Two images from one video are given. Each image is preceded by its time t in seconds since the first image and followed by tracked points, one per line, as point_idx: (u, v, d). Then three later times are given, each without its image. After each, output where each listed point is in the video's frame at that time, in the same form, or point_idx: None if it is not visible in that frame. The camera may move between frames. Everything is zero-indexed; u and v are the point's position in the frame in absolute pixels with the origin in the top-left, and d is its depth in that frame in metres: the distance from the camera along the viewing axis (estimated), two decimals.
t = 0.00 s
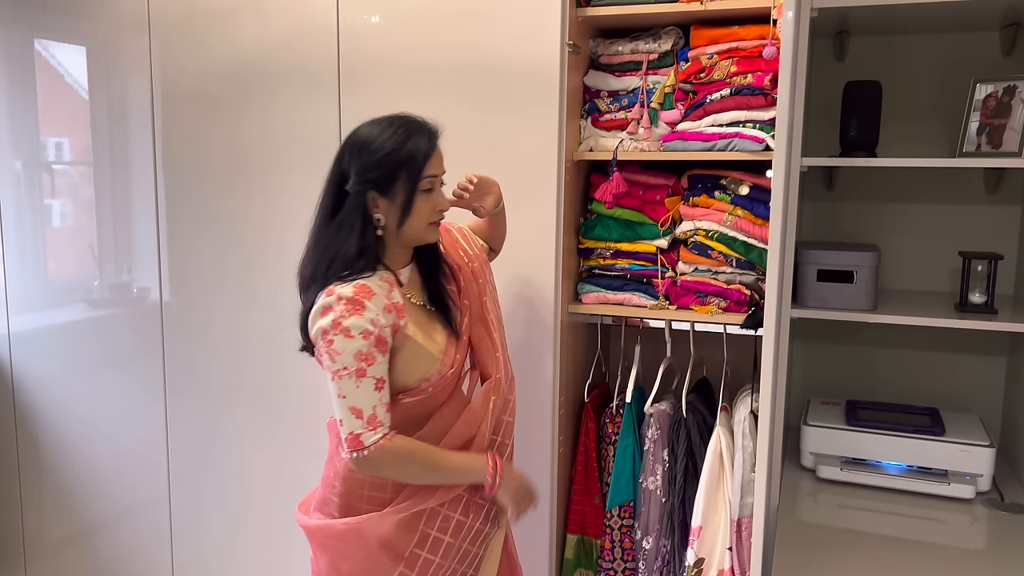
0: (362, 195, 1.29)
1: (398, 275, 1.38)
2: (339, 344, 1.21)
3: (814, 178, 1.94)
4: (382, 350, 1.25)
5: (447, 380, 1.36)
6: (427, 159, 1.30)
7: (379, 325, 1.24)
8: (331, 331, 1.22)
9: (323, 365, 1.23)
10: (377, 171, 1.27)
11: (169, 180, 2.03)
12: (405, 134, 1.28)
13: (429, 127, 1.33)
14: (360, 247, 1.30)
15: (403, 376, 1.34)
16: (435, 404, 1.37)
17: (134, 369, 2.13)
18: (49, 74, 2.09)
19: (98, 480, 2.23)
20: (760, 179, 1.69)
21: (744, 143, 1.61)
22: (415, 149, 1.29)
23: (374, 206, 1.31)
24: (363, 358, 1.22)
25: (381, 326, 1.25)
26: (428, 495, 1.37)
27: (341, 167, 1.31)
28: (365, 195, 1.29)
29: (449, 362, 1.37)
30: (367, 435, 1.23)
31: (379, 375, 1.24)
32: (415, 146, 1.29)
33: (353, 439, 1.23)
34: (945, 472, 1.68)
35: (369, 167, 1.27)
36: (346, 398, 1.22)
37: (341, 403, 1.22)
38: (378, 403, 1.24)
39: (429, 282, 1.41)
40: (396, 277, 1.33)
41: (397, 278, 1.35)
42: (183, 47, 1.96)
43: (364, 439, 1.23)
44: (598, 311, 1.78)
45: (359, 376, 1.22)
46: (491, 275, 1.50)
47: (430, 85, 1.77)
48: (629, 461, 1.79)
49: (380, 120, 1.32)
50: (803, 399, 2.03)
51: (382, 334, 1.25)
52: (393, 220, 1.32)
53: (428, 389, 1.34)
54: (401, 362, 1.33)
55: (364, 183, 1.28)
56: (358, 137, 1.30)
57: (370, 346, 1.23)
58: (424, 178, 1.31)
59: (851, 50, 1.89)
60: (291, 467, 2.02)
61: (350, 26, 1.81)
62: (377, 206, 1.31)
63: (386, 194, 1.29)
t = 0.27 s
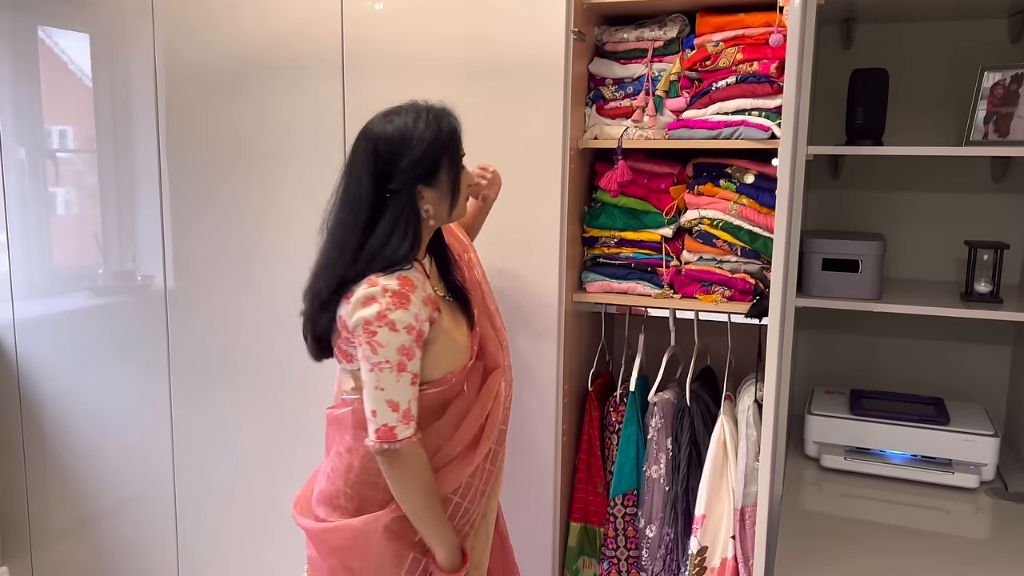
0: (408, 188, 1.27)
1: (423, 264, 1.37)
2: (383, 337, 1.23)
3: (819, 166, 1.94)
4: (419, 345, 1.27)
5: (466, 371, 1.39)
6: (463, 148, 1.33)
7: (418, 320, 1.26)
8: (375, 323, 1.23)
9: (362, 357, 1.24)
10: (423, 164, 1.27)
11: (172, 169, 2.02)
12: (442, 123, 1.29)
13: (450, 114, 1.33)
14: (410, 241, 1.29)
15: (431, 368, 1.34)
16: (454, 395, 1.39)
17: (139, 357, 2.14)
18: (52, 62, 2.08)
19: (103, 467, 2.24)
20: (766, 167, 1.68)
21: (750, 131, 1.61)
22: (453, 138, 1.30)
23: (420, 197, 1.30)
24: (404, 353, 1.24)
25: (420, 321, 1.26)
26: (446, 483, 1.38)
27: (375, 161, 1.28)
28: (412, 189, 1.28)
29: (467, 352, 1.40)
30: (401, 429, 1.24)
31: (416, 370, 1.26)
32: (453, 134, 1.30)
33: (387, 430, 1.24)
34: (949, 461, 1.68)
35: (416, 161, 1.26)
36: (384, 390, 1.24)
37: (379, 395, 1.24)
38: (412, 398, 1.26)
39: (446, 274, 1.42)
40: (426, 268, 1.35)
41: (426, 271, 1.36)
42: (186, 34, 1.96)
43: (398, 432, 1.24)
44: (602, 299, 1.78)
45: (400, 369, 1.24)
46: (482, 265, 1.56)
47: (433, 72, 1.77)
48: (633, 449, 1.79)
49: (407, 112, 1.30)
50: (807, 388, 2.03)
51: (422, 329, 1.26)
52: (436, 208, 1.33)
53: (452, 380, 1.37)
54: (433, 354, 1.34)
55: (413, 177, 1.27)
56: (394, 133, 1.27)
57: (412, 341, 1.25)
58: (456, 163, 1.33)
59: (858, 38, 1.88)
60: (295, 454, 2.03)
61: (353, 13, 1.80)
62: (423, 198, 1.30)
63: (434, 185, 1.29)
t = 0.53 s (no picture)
0: (412, 180, 1.29)
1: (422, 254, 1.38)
2: (388, 326, 1.25)
3: (821, 157, 1.94)
4: (422, 334, 1.29)
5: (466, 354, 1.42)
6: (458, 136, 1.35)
7: (421, 309, 1.28)
8: (380, 313, 1.25)
9: (367, 346, 1.26)
10: (426, 155, 1.29)
11: (173, 160, 2.02)
12: (439, 112, 1.30)
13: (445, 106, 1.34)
14: (416, 232, 1.30)
15: (433, 356, 1.37)
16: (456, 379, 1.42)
17: (140, 347, 2.14)
18: (54, 53, 2.09)
19: (105, 457, 2.25)
20: (767, 159, 1.68)
21: (751, 123, 1.60)
22: (449, 126, 1.32)
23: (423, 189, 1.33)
24: (407, 341, 1.26)
25: (423, 310, 1.28)
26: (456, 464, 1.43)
27: (377, 155, 1.27)
28: (416, 181, 1.29)
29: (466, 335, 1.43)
30: (405, 417, 1.26)
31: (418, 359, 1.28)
32: (450, 122, 1.32)
33: (392, 419, 1.26)
34: (949, 453, 1.68)
35: (420, 153, 1.28)
36: (389, 378, 1.25)
37: (383, 383, 1.25)
38: (417, 386, 1.28)
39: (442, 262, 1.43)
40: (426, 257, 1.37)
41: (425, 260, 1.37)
42: (188, 25, 1.95)
43: (403, 420, 1.26)
44: (604, 291, 1.78)
45: (404, 358, 1.26)
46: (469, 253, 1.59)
47: (435, 64, 1.76)
48: (633, 441, 1.79)
49: (403, 104, 1.30)
50: (807, 381, 2.03)
51: (424, 318, 1.28)
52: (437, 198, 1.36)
53: (455, 365, 1.39)
54: (435, 342, 1.36)
55: (418, 170, 1.28)
56: (394, 126, 1.27)
57: (415, 330, 1.27)
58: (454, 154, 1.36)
59: (861, 29, 1.87)
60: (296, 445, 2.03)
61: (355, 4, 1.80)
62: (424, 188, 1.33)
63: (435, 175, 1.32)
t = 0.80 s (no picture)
0: (402, 175, 1.29)
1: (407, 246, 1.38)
2: (366, 315, 1.25)
3: (821, 152, 1.94)
4: (405, 321, 1.29)
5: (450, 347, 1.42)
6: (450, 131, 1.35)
7: (401, 297, 1.28)
8: (358, 304, 1.25)
9: (348, 336, 1.27)
10: (417, 151, 1.29)
11: (173, 154, 2.03)
12: (432, 108, 1.31)
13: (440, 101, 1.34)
14: (396, 226, 1.31)
15: (414, 345, 1.37)
16: (438, 371, 1.42)
17: (140, 341, 2.15)
18: (55, 46, 2.09)
19: (106, 450, 2.25)
20: (768, 153, 1.68)
21: (752, 117, 1.60)
22: (442, 122, 1.32)
23: (413, 184, 1.33)
24: (389, 329, 1.27)
25: (402, 298, 1.28)
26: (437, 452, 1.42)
27: (368, 149, 1.28)
28: (405, 176, 1.30)
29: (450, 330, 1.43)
30: (394, 401, 1.28)
31: (402, 345, 1.29)
32: (443, 119, 1.32)
33: (380, 403, 1.27)
34: (948, 448, 1.69)
35: (411, 149, 1.28)
36: (373, 365, 1.26)
37: (369, 370, 1.26)
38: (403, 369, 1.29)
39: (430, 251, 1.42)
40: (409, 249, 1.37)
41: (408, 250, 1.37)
42: (188, 18, 1.95)
43: (392, 404, 1.27)
44: (604, 286, 1.78)
45: (386, 345, 1.26)
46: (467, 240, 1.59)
47: (435, 58, 1.76)
48: (633, 435, 1.80)
49: (397, 99, 1.30)
50: (807, 375, 2.04)
51: (404, 306, 1.28)
52: (427, 192, 1.36)
53: (436, 356, 1.39)
54: (417, 330, 1.36)
55: (407, 165, 1.29)
56: (387, 121, 1.27)
57: (395, 318, 1.27)
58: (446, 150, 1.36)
59: (862, 24, 1.87)
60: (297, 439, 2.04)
61: None
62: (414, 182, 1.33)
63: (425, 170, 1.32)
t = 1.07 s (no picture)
0: (402, 176, 1.29)
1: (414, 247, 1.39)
2: (360, 319, 1.26)
3: (820, 149, 1.94)
4: (401, 325, 1.29)
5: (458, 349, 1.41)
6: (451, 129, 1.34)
7: (398, 301, 1.28)
8: (353, 306, 1.26)
9: (344, 337, 1.28)
10: (416, 150, 1.28)
11: (172, 151, 2.02)
12: (430, 106, 1.29)
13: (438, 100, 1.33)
14: (398, 226, 1.31)
15: (418, 346, 1.37)
16: (447, 371, 1.41)
17: (140, 338, 2.15)
18: (53, 43, 2.08)
19: (105, 447, 2.26)
20: (767, 151, 1.68)
21: (751, 115, 1.61)
22: (441, 119, 1.31)
23: (416, 184, 1.32)
24: (383, 334, 1.26)
25: (400, 302, 1.28)
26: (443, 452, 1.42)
27: (366, 151, 1.28)
28: (406, 177, 1.29)
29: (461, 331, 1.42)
30: (384, 405, 1.28)
31: (397, 349, 1.28)
32: (441, 116, 1.31)
33: (371, 406, 1.28)
34: (946, 445, 1.69)
35: (409, 149, 1.27)
36: (365, 369, 1.27)
37: (360, 373, 1.27)
38: (396, 375, 1.29)
39: (441, 252, 1.43)
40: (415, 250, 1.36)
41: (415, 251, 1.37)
42: (187, 15, 1.95)
43: (382, 408, 1.28)
44: (602, 283, 1.78)
45: (379, 349, 1.26)
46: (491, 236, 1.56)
47: (434, 55, 1.76)
48: (632, 432, 1.80)
49: (394, 100, 1.29)
50: (806, 372, 2.04)
51: (401, 310, 1.28)
52: (432, 192, 1.35)
53: (442, 357, 1.39)
54: (418, 331, 1.36)
55: (407, 166, 1.28)
56: (384, 122, 1.27)
57: (390, 322, 1.27)
58: (449, 148, 1.34)
59: (860, 21, 1.88)
60: (296, 436, 2.04)
61: None
62: (417, 181, 1.32)
63: (427, 169, 1.31)
